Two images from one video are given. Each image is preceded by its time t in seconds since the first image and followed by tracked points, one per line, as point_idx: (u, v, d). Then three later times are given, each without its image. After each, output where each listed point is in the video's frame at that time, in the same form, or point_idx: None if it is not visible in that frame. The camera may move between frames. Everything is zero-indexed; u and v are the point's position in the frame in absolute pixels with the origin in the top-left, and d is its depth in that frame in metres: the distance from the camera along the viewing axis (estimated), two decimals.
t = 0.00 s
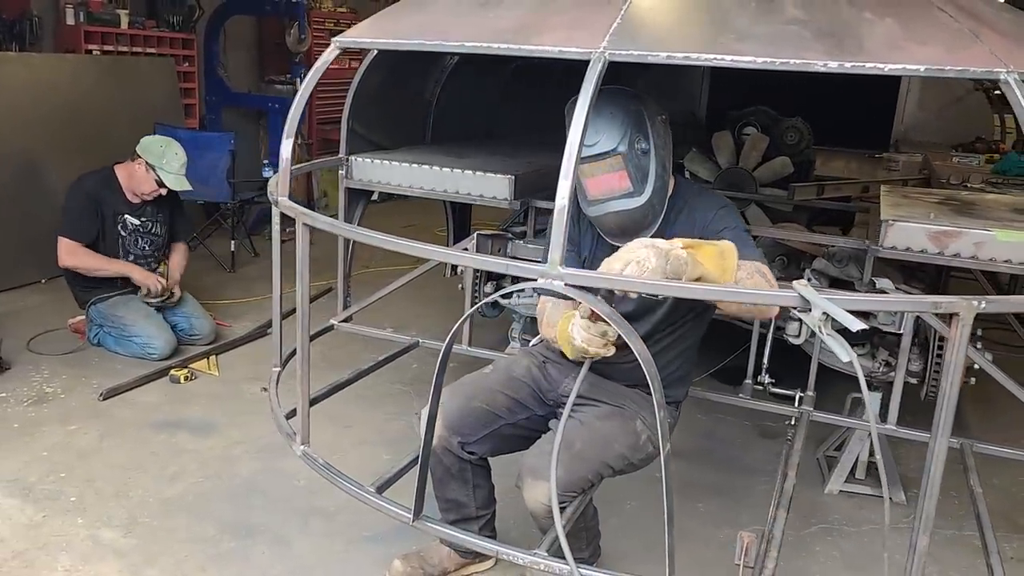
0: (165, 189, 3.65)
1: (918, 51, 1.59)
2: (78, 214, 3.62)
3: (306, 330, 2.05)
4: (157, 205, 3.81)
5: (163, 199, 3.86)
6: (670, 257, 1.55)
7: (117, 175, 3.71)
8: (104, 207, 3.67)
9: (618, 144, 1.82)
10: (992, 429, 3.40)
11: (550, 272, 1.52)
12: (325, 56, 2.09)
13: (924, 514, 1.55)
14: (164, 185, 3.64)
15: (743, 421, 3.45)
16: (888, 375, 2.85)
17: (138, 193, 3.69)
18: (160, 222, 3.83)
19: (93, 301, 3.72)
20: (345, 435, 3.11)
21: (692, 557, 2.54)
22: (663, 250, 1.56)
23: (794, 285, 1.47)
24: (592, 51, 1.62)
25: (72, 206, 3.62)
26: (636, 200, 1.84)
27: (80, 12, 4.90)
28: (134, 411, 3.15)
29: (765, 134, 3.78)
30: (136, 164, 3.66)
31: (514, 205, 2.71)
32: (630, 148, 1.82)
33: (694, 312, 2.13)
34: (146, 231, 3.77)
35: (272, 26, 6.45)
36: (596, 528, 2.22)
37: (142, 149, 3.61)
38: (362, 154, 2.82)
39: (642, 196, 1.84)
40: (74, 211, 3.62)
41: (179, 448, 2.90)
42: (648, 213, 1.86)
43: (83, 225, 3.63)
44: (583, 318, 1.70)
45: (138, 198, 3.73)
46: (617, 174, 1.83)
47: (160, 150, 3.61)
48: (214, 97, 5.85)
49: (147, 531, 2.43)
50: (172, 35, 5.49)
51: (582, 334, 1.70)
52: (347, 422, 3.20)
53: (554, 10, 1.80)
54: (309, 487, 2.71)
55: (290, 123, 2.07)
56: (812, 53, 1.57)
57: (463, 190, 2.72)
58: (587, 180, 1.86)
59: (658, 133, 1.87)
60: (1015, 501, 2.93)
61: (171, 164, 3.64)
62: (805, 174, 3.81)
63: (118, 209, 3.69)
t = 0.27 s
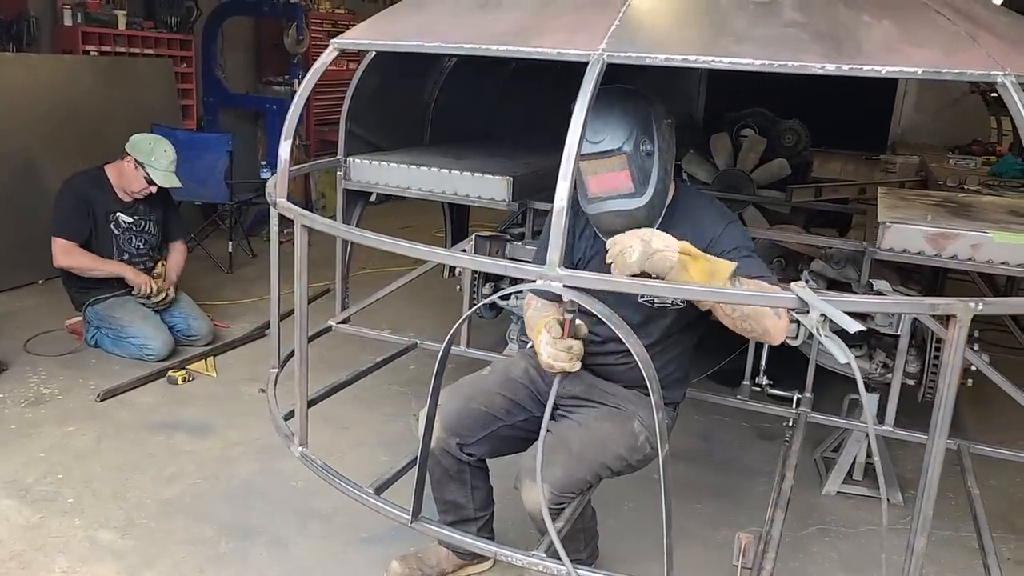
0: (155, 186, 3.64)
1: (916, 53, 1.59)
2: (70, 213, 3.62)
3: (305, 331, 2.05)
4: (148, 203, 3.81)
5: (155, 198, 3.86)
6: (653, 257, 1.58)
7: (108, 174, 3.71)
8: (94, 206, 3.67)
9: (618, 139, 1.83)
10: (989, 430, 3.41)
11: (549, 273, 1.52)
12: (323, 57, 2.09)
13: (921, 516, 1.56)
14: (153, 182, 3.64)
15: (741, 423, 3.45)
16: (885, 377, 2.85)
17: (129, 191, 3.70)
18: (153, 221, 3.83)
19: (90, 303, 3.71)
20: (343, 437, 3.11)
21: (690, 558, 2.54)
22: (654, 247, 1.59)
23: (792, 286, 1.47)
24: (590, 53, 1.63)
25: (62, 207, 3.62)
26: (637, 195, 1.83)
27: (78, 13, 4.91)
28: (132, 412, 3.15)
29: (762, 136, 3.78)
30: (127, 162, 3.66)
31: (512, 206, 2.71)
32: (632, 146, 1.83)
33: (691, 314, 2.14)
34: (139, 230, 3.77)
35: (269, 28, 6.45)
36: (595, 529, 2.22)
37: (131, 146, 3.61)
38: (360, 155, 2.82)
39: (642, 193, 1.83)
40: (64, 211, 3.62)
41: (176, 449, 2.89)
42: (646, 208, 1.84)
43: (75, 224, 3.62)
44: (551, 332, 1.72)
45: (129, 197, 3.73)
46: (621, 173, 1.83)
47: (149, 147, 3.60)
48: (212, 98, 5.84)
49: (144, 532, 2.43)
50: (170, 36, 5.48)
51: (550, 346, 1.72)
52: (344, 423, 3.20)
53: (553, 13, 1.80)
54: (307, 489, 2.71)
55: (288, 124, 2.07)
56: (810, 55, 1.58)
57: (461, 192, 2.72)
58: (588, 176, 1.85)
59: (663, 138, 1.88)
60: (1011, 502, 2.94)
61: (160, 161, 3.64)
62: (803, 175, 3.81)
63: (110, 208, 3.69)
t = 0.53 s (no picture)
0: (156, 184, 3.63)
1: (915, 55, 1.60)
2: (69, 213, 3.62)
3: (305, 331, 2.06)
4: (148, 203, 3.81)
5: (154, 198, 3.86)
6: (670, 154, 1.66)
7: (107, 173, 3.71)
8: (94, 205, 3.67)
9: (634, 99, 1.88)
10: (988, 431, 3.41)
11: (549, 273, 1.53)
12: (324, 57, 2.10)
13: (920, 516, 1.56)
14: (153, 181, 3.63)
15: (740, 424, 3.46)
16: (884, 378, 2.86)
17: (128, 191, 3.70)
18: (153, 221, 3.83)
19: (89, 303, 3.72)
20: (343, 437, 3.11)
21: (690, 559, 2.55)
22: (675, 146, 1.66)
23: (791, 286, 1.48)
24: (591, 54, 1.63)
25: (61, 206, 3.62)
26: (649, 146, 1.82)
27: (78, 14, 4.91)
28: (132, 412, 3.15)
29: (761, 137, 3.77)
30: (127, 162, 3.66)
31: (512, 207, 2.71)
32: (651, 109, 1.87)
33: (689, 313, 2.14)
34: (139, 229, 3.77)
35: (269, 28, 6.46)
36: (594, 530, 2.23)
37: (130, 146, 3.61)
38: (360, 156, 2.83)
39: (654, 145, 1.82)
40: (63, 211, 3.62)
41: (176, 450, 2.89)
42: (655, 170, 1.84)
43: (75, 224, 3.62)
44: (542, 333, 1.72)
45: (129, 196, 3.73)
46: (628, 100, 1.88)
47: (148, 146, 3.60)
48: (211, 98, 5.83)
49: (144, 532, 2.43)
50: (170, 36, 5.49)
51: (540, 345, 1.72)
52: (344, 424, 3.20)
53: (554, 14, 1.80)
54: (306, 489, 2.71)
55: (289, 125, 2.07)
56: (810, 56, 1.58)
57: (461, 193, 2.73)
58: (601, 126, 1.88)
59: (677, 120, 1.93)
60: (1009, 504, 2.94)
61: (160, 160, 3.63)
62: (802, 177, 3.80)
63: (110, 207, 3.69)
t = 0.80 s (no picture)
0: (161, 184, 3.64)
1: (918, 56, 1.60)
2: (74, 212, 3.62)
3: (307, 330, 2.06)
4: (153, 203, 3.81)
5: (159, 198, 3.87)
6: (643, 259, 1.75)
7: (112, 173, 3.72)
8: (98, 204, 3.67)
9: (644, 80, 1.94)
10: (988, 433, 3.42)
11: (551, 273, 1.53)
12: (328, 57, 2.10)
13: (921, 517, 1.56)
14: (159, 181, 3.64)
15: (741, 425, 3.46)
16: (885, 380, 2.86)
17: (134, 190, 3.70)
18: (156, 221, 3.84)
19: (91, 302, 3.72)
20: (344, 437, 3.11)
21: (690, 560, 2.55)
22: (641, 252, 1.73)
23: (794, 287, 1.48)
24: (594, 55, 1.64)
25: (66, 206, 3.62)
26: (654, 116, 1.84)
27: (80, 13, 4.91)
28: (133, 411, 3.15)
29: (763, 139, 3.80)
30: (133, 161, 3.66)
31: (513, 208, 2.71)
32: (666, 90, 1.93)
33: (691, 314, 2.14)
34: (143, 228, 3.77)
35: (271, 28, 6.47)
36: (595, 530, 2.23)
37: (136, 146, 3.61)
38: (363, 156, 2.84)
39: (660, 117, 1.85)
40: (67, 211, 3.62)
41: (177, 449, 2.90)
42: (658, 145, 1.86)
43: (79, 223, 3.62)
44: (527, 324, 1.72)
45: (134, 196, 3.73)
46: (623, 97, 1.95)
47: (155, 146, 3.60)
48: (213, 98, 5.85)
49: (145, 531, 2.43)
50: (172, 36, 5.49)
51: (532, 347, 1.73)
52: (345, 424, 3.20)
53: (558, 15, 1.81)
54: (307, 488, 2.71)
55: (293, 124, 2.08)
56: (813, 57, 1.59)
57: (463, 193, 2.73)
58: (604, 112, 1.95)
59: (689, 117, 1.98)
60: (1010, 506, 2.95)
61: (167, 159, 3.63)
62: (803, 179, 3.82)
63: (114, 207, 3.69)
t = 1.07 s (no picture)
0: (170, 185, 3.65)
1: (920, 59, 1.61)
2: (80, 212, 3.63)
3: (310, 330, 2.06)
4: (159, 204, 3.82)
5: (164, 199, 3.88)
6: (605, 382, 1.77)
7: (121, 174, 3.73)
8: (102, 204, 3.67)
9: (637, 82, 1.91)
10: (990, 435, 3.42)
11: (554, 273, 1.54)
12: (332, 58, 2.10)
13: (922, 518, 1.57)
14: (166, 181, 3.65)
15: (743, 426, 3.46)
16: (887, 381, 2.86)
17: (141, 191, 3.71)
18: (162, 222, 3.84)
19: (94, 302, 3.73)
20: (346, 437, 3.12)
21: (693, 561, 2.55)
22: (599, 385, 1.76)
23: (795, 287, 1.48)
24: (597, 56, 1.64)
25: (71, 205, 3.62)
26: (645, 128, 1.82)
27: (84, 14, 4.92)
28: (136, 410, 3.16)
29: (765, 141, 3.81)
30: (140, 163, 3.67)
31: (516, 209, 2.72)
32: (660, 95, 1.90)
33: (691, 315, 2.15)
34: (148, 229, 3.78)
35: (275, 29, 6.48)
36: (597, 530, 2.24)
37: (143, 147, 3.62)
38: (366, 156, 2.85)
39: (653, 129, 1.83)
40: (72, 210, 3.62)
41: (180, 448, 2.90)
42: (652, 157, 1.86)
43: (85, 224, 3.63)
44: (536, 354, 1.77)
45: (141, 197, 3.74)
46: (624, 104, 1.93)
47: (162, 147, 3.61)
48: (217, 99, 5.86)
49: (148, 530, 2.44)
50: (176, 37, 5.50)
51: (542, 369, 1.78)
52: (348, 424, 3.21)
53: (562, 17, 1.81)
54: (310, 488, 2.72)
55: (297, 125, 2.08)
56: (815, 60, 1.59)
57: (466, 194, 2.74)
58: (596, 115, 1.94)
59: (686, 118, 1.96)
60: (1011, 508, 2.95)
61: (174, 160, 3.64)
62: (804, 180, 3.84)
63: (121, 207, 3.70)
